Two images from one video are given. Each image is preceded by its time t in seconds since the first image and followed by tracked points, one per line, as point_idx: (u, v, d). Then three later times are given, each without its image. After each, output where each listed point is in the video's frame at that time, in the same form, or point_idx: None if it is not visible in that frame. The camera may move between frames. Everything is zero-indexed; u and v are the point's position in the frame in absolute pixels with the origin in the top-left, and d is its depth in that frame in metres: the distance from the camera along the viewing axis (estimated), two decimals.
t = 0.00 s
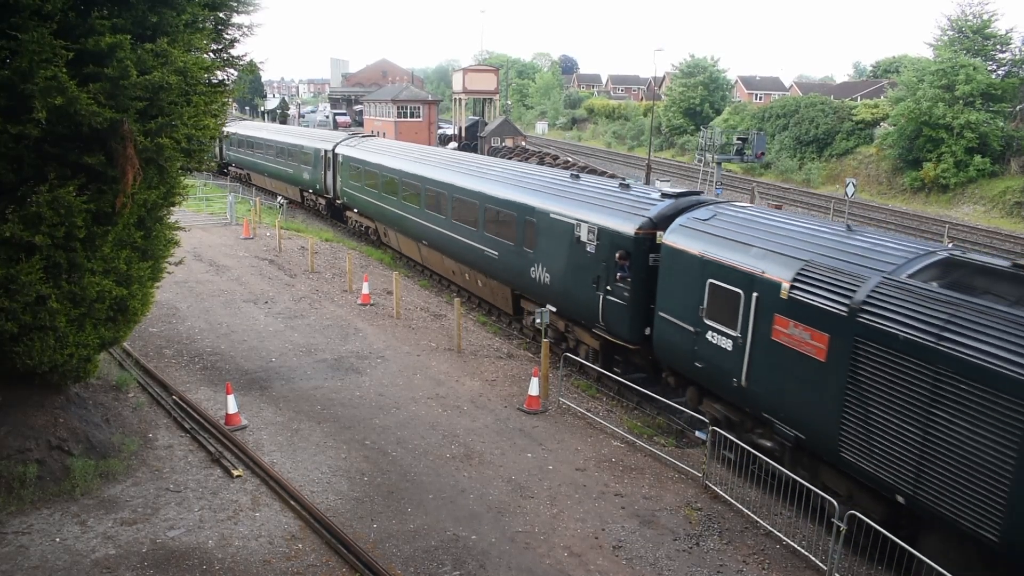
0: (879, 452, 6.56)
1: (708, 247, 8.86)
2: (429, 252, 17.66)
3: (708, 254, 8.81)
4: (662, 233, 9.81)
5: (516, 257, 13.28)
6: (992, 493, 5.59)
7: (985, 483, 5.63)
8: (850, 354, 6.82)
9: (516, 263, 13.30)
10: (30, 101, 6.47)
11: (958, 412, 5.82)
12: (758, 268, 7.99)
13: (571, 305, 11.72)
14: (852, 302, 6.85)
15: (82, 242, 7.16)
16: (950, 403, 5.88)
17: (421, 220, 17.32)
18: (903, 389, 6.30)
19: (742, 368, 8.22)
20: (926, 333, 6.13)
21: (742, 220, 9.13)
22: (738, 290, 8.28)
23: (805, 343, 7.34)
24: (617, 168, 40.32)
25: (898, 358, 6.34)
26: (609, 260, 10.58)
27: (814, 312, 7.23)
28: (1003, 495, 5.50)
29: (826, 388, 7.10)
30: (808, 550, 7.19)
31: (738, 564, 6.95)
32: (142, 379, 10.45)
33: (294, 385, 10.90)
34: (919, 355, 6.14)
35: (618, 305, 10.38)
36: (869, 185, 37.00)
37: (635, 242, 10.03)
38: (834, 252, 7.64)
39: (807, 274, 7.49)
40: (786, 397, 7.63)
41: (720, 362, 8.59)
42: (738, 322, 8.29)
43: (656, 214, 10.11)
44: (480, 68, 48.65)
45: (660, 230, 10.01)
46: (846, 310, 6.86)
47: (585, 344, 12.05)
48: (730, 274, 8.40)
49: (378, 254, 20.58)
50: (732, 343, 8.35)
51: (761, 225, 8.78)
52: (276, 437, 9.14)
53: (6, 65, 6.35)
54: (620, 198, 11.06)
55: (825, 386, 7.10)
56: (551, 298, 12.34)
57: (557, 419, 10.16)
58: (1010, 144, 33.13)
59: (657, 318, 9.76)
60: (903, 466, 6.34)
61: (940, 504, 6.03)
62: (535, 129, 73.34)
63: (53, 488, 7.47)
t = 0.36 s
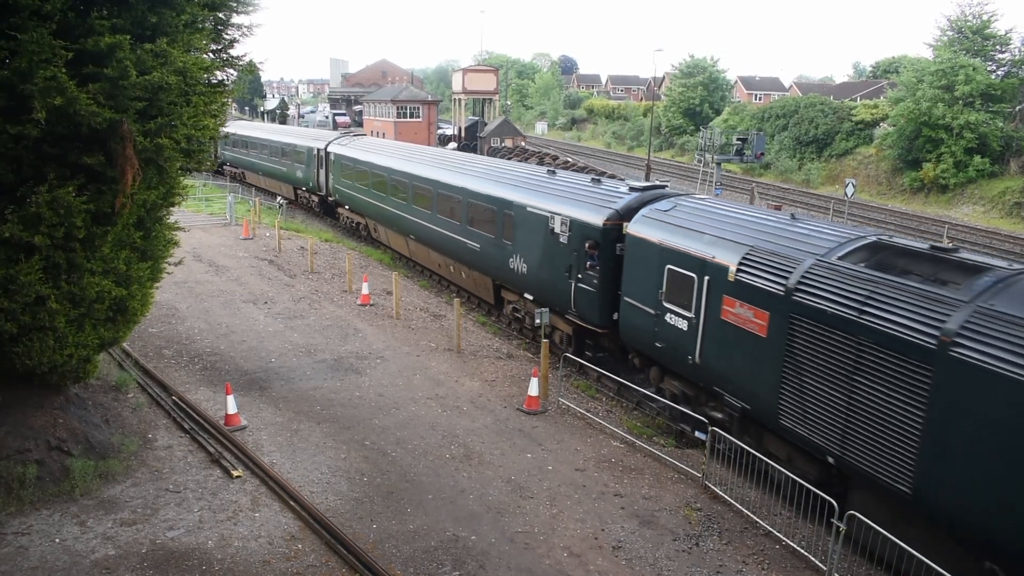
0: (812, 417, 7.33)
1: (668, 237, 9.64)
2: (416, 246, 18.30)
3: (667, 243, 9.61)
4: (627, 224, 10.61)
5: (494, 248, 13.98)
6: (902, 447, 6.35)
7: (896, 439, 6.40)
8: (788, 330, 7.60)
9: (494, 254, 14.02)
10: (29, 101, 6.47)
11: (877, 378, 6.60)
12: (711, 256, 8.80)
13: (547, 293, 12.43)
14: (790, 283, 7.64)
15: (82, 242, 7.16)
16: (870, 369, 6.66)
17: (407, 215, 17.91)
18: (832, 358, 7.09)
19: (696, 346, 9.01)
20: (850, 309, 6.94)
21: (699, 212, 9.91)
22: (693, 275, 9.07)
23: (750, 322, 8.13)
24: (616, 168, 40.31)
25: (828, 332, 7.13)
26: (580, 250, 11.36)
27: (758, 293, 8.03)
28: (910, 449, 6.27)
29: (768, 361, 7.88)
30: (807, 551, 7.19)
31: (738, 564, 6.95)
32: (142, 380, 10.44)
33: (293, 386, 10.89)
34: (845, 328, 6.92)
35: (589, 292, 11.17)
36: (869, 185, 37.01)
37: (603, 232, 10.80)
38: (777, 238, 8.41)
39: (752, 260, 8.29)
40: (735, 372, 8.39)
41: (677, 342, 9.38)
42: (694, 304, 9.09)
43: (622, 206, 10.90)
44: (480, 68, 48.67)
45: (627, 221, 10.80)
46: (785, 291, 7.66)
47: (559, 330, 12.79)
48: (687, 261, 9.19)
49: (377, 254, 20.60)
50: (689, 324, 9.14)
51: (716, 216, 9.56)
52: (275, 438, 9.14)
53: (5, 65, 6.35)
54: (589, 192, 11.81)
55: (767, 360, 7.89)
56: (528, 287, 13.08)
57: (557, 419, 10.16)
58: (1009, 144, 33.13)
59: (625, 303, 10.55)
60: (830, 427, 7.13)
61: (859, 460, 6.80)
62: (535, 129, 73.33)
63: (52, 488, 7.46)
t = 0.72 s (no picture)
0: (755, 387, 8.00)
1: (630, 227, 10.34)
2: (405, 241, 18.90)
3: (630, 232, 10.30)
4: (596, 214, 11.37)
5: (477, 241, 14.68)
6: (832, 411, 7.03)
7: (827, 404, 7.07)
8: (734, 308, 8.28)
9: (476, 247, 14.71)
10: (29, 101, 6.47)
11: (810, 350, 7.28)
12: (667, 242, 9.49)
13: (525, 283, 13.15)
14: (735, 266, 8.33)
15: (82, 242, 7.16)
16: (805, 342, 7.33)
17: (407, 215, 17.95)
18: (772, 334, 7.75)
19: (656, 327, 9.68)
20: (786, 288, 7.62)
21: (661, 203, 10.59)
22: (652, 261, 9.77)
23: (701, 302, 8.82)
24: (616, 168, 40.31)
25: (769, 309, 7.79)
26: (554, 240, 12.11)
27: (708, 275, 8.72)
28: (838, 412, 6.95)
29: (717, 337, 8.56)
30: (807, 551, 7.20)
31: (738, 564, 6.95)
32: (141, 380, 10.45)
33: (293, 386, 10.89)
34: (784, 305, 7.58)
35: (563, 282, 11.90)
36: (869, 185, 37.02)
37: (575, 223, 11.58)
38: (727, 225, 9.12)
39: (704, 246, 8.96)
40: (689, 349, 9.07)
41: (639, 323, 10.07)
42: (653, 288, 9.77)
43: (593, 199, 11.67)
44: (480, 68, 48.65)
45: (596, 213, 11.58)
46: (730, 273, 8.34)
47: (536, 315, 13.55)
48: (648, 248, 9.86)
49: (377, 254, 20.61)
50: (649, 306, 9.82)
51: (675, 206, 10.25)
52: (275, 437, 9.14)
53: (5, 65, 6.35)
54: (564, 186, 12.57)
55: (716, 336, 8.57)
56: (507, 277, 13.80)
57: (557, 419, 10.16)
58: (1009, 144, 33.13)
59: (594, 290, 11.25)
60: (770, 396, 7.80)
61: (795, 425, 7.49)
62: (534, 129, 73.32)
63: (52, 488, 7.46)
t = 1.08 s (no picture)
0: (706, 362, 8.71)
1: (599, 218, 11.12)
2: (394, 235, 19.62)
3: (599, 223, 11.07)
4: (568, 207, 12.15)
5: (460, 234, 15.42)
6: (772, 381, 7.77)
7: (767, 375, 7.81)
8: (688, 291, 9.00)
9: (460, 240, 15.42)
10: (28, 101, 6.47)
11: (752, 326, 8.02)
12: (631, 231, 10.25)
13: (505, 274, 13.85)
14: (689, 252, 9.05)
15: (82, 243, 7.17)
16: (748, 318, 8.07)
17: (406, 214, 17.95)
18: (719, 312, 8.48)
19: (620, 311, 10.47)
20: (730, 270, 8.35)
21: (628, 195, 11.35)
22: (617, 250, 10.53)
23: (659, 286, 9.57)
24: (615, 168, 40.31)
25: (718, 290, 8.51)
26: (530, 232, 12.85)
27: (665, 260, 9.47)
28: (776, 381, 7.69)
29: (673, 317, 9.31)
30: (807, 550, 7.20)
31: (737, 564, 6.95)
32: (141, 379, 10.45)
33: (293, 386, 10.90)
34: (730, 286, 8.30)
35: (540, 271, 12.65)
36: (869, 185, 37.02)
37: (551, 215, 12.34)
38: (684, 215, 9.86)
39: (662, 235, 9.73)
40: (649, 330, 9.83)
41: (606, 307, 10.86)
42: (618, 274, 10.55)
43: (567, 192, 12.42)
44: (480, 68, 48.63)
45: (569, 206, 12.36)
46: (684, 258, 9.07)
47: (515, 304, 14.22)
48: (614, 237, 10.63)
49: (377, 254, 20.61)
50: (614, 291, 10.59)
51: (640, 198, 11.00)
52: (275, 437, 9.14)
53: (5, 65, 6.35)
54: (541, 181, 13.31)
55: (672, 316, 9.32)
56: (488, 267, 14.50)
57: (556, 419, 10.16)
58: (1009, 144, 33.12)
59: (567, 278, 12.01)
60: (718, 369, 8.54)
61: (740, 396, 8.22)
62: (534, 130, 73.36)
63: (52, 488, 7.46)
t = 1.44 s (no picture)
0: (664, 341, 9.41)
1: (569, 210, 11.82)
2: (382, 231, 20.27)
3: (569, 214, 11.76)
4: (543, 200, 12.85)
5: (444, 228, 16.10)
6: (720, 356, 8.46)
7: (716, 350, 8.51)
8: (648, 276, 9.69)
9: (444, 234, 16.10)
10: (28, 101, 6.47)
11: (704, 306, 8.71)
12: (597, 221, 10.93)
13: (486, 265, 14.49)
14: (649, 239, 9.75)
15: (82, 243, 7.17)
16: (700, 299, 8.77)
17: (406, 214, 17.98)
18: (676, 294, 9.18)
19: (590, 296, 11.16)
20: (684, 256, 9.04)
21: (597, 188, 12.06)
22: (585, 239, 11.22)
23: (623, 272, 10.28)
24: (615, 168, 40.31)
25: (674, 274, 9.20)
26: (508, 224, 13.53)
27: (628, 248, 10.18)
28: (722, 355, 8.40)
29: (635, 299, 10.03)
30: (807, 550, 7.20)
31: (737, 564, 6.95)
32: (141, 379, 10.45)
33: (293, 386, 10.90)
34: (685, 270, 9.00)
35: (517, 261, 13.30)
36: (869, 185, 37.03)
37: (527, 208, 13.04)
38: (646, 206, 10.53)
39: (627, 225, 10.39)
40: (614, 313, 10.53)
41: (576, 293, 11.54)
42: (586, 261, 11.25)
43: (542, 186, 13.14)
44: (480, 68, 48.62)
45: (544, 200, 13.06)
46: (645, 245, 9.77)
47: (496, 294, 14.90)
48: (584, 228, 11.30)
49: (377, 254, 20.62)
50: (584, 277, 11.29)
51: (607, 191, 11.69)
52: (275, 437, 9.15)
53: (4, 65, 6.35)
54: (518, 176, 14.03)
55: (634, 299, 10.04)
56: (470, 259, 15.19)
57: (556, 419, 10.17)
58: (1009, 144, 33.11)
59: (541, 267, 12.66)
60: (674, 346, 9.26)
61: (693, 371, 8.92)
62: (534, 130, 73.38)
63: (52, 488, 7.46)
